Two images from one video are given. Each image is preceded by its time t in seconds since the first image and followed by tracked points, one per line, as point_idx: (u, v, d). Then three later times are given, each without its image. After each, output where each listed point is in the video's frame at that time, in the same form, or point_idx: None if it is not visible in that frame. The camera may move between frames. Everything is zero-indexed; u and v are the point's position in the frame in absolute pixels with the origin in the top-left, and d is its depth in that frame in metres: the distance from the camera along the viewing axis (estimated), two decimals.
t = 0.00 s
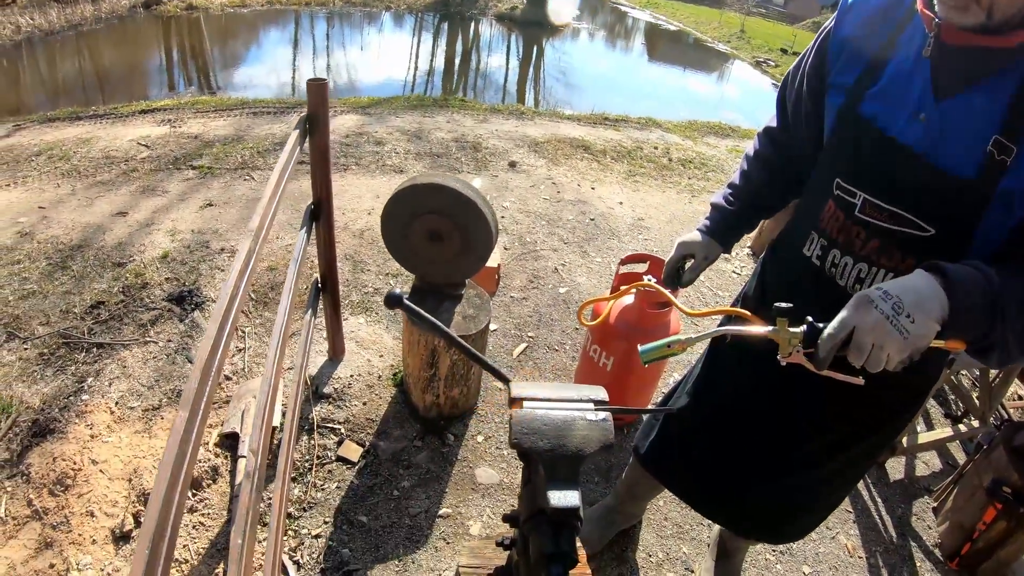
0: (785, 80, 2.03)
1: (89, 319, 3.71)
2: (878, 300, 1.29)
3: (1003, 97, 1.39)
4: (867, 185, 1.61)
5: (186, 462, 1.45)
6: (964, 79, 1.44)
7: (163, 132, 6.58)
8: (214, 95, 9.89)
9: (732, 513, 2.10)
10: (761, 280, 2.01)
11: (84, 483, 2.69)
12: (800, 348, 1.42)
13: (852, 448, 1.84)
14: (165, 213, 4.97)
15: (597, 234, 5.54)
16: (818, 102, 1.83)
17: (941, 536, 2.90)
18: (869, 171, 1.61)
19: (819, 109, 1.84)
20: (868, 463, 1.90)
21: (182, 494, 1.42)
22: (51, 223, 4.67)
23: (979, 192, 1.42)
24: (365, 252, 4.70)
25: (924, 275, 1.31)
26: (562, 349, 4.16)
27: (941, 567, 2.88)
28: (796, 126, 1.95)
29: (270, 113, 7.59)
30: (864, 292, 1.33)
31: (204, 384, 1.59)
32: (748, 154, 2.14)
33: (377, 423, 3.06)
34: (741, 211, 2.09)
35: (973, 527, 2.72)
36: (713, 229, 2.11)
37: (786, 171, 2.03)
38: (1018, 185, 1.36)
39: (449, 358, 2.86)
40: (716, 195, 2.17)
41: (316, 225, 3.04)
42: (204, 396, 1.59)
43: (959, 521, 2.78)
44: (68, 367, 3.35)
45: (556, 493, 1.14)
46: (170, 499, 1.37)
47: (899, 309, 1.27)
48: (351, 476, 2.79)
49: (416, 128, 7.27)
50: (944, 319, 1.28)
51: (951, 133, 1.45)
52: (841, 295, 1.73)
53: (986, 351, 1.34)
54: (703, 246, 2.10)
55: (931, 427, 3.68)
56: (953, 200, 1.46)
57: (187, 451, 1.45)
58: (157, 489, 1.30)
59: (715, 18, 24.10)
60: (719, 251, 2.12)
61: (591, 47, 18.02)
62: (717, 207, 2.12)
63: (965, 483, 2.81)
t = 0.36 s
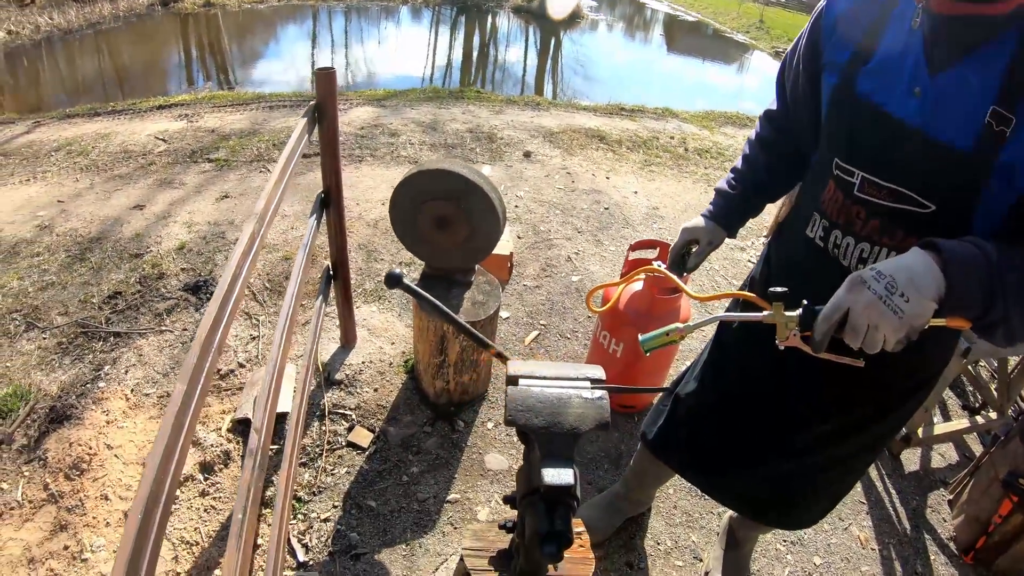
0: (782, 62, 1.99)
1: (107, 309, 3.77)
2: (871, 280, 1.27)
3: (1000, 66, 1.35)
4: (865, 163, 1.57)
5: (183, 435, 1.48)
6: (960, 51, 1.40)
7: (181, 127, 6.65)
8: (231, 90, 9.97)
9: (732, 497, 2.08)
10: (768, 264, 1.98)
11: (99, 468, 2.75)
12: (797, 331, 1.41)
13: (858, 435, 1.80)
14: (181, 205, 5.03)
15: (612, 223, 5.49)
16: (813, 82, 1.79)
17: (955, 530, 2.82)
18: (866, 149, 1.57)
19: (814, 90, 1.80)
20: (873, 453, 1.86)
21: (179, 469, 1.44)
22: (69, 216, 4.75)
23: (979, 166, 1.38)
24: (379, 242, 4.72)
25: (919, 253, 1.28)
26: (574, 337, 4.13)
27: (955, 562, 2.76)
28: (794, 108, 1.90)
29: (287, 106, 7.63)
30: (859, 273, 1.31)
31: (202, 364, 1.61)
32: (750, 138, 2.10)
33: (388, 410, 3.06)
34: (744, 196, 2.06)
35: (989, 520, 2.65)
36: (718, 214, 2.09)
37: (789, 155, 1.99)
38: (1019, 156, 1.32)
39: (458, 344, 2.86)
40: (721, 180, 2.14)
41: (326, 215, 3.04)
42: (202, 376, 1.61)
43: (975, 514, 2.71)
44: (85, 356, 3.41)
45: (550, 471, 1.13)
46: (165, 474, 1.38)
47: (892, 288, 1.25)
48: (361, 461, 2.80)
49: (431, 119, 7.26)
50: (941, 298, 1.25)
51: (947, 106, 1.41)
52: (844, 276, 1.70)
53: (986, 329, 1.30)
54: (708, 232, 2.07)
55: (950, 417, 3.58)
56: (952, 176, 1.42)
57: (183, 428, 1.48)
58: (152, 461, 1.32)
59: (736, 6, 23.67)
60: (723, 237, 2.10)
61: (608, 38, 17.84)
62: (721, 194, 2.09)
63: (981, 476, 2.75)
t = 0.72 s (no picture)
0: (791, 46, 1.95)
1: (122, 305, 3.80)
2: (879, 260, 1.21)
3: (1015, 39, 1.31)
4: (877, 143, 1.53)
5: (192, 430, 1.47)
6: (974, 24, 1.36)
7: (195, 124, 6.68)
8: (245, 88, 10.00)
9: (744, 489, 2.05)
10: (780, 252, 1.92)
11: (114, 463, 2.77)
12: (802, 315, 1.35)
13: (875, 425, 1.77)
14: (195, 202, 5.05)
15: (627, 215, 5.43)
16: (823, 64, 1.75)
17: (973, 527, 2.74)
18: (878, 129, 1.52)
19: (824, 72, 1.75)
20: (891, 443, 1.83)
21: (187, 463, 1.43)
22: (85, 215, 4.79)
23: (996, 142, 1.34)
24: (392, 236, 4.70)
25: (926, 234, 1.23)
26: (590, 330, 4.10)
27: (974, 559, 2.67)
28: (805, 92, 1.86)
29: (300, 102, 7.64)
30: (865, 253, 1.25)
31: (211, 359, 1.60)
32: (761, 125, 2.05)
33: (402, 404, 3.05)
34: (756, 184, 2.01)
35: (1008, 516, 2.57)
36: (731, 202, 2.04)
37: (802, 141, 1.94)
38: None
39: (473, 337, 2.83)
40: (733, 168, 2.09)
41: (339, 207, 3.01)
42: (211, 370, 1.60)
43: (994, 510, 2.63)
44: (101, 352, 3.43)
45: (565, 466, 1.10)
46: (173, 469, 1.37)
47: (902, 268, 1.19)
48: (376, 456, 2.79)
49: (445, 113, 7.23)
50: (949, 279, 1.20)
51: (960, 82, 1.37)
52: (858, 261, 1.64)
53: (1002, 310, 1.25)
54: (720, 220, 2.02)
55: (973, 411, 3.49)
56: (968, 154, 1.38)
57: (191, 423, 1.47)
58: (157, 457, 1.31)
59: None
60: (736, 225, 2.04)
61: (621, 31, 17.66)
62: (733, 182, 2.04)
63: (1001, 471, 2.67)
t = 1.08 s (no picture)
0: (794, 35, 1.92)
1: (131, 302, 3.82)
2: (893, 259, 1.18)
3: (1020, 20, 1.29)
4: (882, 129, 1.50)
5: (193, 426, 1.48)
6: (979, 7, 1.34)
7: (204, 121, 6.71)
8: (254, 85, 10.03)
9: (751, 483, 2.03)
10: (786, 244, 1.89)
11: (123, 459, 2.79)
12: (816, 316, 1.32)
13: (884, 418, 1.74)
14: (204, 199, 5.07)
15: (636, 210, 5.40)
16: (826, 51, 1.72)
17: (985, 523, 2.70)
18: (882, 114, 1.49)
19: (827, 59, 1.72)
20: (900, 437, 1.80)
21: (189, 458, 1.44)
22: (94, 213, 4.82)
23: (1002, 125, 1.31)
24: (400, 231, 4.70)
25: (940, 229, 1.21)
26: (598, 325, 4.08)
27: (985, 556, 2.64)
28: (809, 80, 1.83)
29: (308, 98, 7.64)
30: (879, 251, 1.22)
31: (213, 355, 1.61)
32: (765, 116, 2.02)
33: (409, 399, 3.05)
34: (760, 175, 1.98)
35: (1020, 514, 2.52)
36: (736, 195, 2.00)
37: (807, 131, 1.91)
38: None
39: (480, 333, 2.82)
40: (737, 160, 2.06)
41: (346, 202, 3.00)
42: (213, 365, 1.60)
43: (1006, 507, 2.59)
44: (111, 349, 3.46)
45: (567, 461, 1.09)
46: (174, 463, 1.37)
47: (917, 266, 1.16)
48: (383, 451, 2.79)
49: (453, 109, 7.21)
50: (965, 276, 1.17)
51: (965, 65, 1.34)
52: (864, 251, 1.61)
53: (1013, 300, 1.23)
54: (725, 213, 1.99)
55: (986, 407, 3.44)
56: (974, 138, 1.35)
57: (193, 418, 1.47)
58: (157, 452, 1.31)
59: None
60: (741, 218, 2.01)
61: (631, 25, 17.53)
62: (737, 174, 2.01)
63: (1013, 467, 2.61)
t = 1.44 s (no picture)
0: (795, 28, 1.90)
1: (135, 302, 3.83)
2: (899, 265, 1.17)
3: None
4: (887, 124, 1.48)
5: (191, 426, 1.48)
6: None
7: (207, 120, 6.72)
8: (258, 84, 10.03)
9: (754, 482, 2.02)
10: (789, 240, 1.87)
11: (126, 458, 2.80)
12: (824, 320, 1.32)
13: (888, 417, 1.72)
14: (208, 198, 5.08)
15: (640, 206, 5.37)
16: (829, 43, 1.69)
17: (992, 521, 2.67)
18: (887, 108, 1.47)
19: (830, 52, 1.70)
20: (903, 436, 1.79)
21: (186, 458, 1.44)
22: (99, 213, 4.84)
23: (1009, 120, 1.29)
24: (404, 229, 4.70)
25: (948, 231, 1.18)
26: (602, 322, 4.07)
27: (991, 555, 2.61)
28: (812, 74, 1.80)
29: (312, 97, 7.64)
30: (885, 256, 1.20)
31: (211, 354, 1.61)
32: (765, 110, 2.00)
33: (412, 397, 3.04)
34: (762, 170, 1.96)
35: None
36: (737, 190, 1.99)
37: (809, 126, 1.89)
38: None
39: (482, 331, 2.81)
40: (738, 155, 2.04)
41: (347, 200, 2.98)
42: (211, 365, 1.60)
43: (1013, 506, 2.56)
44: (115, 348, 3.47)
45: (566, 462, 1.08)
46: (171, 463, 1.37)
47: (922, 272, 1.15)
48: (386, 449, 2.79)
49: (457, 106, 7.20)
50: (974, 279, 1.15)
51: (971, 58, 1.32)
52: (868, 247, 1.59)
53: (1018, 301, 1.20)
54: (726, 209, 1.98)
55: (993, 405, 3.40)
56: (980, 132, 1.33)
57: (190, 418, 1.47)
58: (154, 452, 1.31)
59: None
60: (743, 213, 2.00)
61: (635, 21, 17.45)
62: (738, 169, 1.99)
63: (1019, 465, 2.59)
